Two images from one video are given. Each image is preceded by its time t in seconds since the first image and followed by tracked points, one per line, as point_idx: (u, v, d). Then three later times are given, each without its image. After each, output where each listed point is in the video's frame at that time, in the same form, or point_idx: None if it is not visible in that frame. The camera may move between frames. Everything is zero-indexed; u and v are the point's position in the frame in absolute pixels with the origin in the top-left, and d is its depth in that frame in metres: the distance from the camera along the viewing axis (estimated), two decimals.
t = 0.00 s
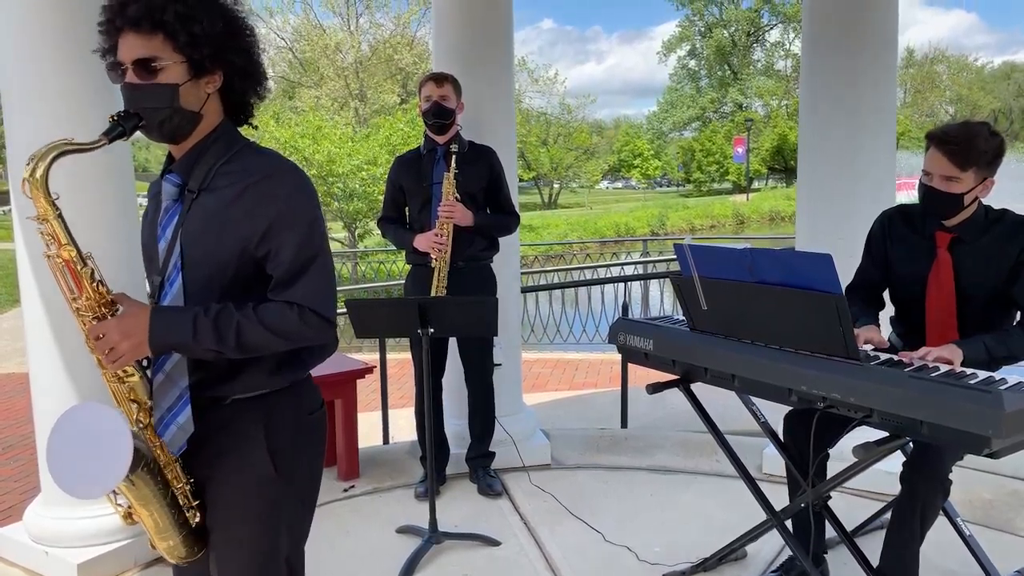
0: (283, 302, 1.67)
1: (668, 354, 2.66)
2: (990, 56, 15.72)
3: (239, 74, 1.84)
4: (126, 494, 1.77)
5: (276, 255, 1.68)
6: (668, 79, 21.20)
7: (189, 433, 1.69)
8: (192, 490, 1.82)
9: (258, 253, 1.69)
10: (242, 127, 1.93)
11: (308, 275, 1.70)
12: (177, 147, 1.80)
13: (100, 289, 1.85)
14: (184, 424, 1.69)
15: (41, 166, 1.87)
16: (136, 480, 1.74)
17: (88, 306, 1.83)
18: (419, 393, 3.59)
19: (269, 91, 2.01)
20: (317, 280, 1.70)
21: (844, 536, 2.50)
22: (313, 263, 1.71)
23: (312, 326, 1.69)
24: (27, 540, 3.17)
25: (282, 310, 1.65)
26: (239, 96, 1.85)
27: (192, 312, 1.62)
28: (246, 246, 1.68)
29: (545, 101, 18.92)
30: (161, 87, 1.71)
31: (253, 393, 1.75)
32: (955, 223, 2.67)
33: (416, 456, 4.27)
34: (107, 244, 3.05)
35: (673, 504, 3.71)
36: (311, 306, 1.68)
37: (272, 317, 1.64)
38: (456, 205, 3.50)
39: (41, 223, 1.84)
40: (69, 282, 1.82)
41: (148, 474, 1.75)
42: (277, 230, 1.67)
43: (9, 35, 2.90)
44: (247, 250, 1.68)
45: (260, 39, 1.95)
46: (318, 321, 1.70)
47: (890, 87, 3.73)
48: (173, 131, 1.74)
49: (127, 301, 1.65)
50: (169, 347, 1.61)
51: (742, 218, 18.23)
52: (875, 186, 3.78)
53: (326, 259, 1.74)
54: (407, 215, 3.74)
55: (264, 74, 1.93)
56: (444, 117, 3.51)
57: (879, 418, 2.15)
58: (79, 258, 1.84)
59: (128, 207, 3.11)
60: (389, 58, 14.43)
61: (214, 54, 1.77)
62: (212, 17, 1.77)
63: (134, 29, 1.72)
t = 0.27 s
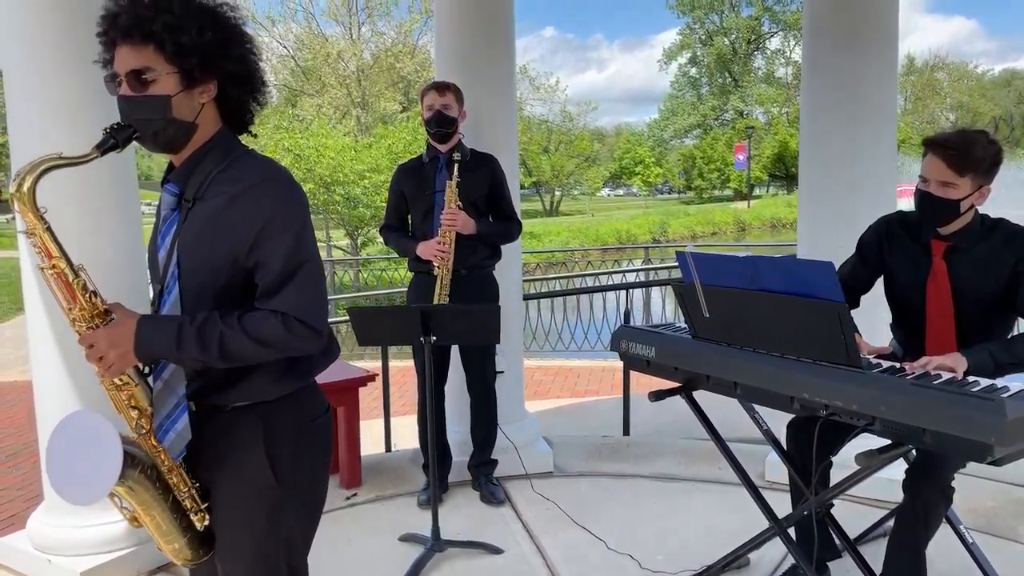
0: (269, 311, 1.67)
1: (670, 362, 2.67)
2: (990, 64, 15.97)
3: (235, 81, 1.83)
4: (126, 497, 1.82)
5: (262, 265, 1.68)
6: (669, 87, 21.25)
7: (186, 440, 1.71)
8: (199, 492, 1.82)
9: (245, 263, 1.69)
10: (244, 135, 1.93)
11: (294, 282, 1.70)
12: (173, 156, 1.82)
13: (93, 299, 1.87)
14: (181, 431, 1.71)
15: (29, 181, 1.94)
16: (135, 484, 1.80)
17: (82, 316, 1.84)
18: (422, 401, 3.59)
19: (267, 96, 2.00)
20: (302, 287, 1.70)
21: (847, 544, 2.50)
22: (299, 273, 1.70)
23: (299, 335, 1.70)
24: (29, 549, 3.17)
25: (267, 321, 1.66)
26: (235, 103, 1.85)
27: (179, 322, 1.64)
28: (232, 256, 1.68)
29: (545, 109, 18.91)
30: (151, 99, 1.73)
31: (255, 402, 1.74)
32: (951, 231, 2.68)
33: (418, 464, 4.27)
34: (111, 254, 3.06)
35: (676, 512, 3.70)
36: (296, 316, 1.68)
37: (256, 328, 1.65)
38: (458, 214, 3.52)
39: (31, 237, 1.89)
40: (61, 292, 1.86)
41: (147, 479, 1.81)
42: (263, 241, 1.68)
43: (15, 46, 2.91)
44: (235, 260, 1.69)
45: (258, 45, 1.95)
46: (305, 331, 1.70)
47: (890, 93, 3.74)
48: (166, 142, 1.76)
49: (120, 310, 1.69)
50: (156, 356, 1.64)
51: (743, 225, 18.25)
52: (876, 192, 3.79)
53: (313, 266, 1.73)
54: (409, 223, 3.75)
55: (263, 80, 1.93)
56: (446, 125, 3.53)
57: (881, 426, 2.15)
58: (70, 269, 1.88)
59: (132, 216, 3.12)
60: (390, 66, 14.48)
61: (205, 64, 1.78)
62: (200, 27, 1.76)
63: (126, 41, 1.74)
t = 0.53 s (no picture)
0: (283, 313, 1.68)
1: (674, 368, 2.66)
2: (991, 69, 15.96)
3: (248, 86, 1.85)
4: (132, 497, 1.79)
5: (275, 267, 1.69)
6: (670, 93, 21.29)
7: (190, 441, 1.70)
8: (198, 493, 1.81)
9: (256, 265, 1.69)
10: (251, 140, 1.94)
11: (305, 283, 1.71)
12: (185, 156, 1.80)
13: (107, 300, 1.84)
14: (185, 433, 1.69)
15: (51, 180, 1.92)
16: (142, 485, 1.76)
17: (97, 318, 1.83)
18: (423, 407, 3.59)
19: (276, 105, 2.02)
20: (315, 287, 1.71)
21: (850, 550, 2.49)
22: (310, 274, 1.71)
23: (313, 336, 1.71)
24: (31, 556, 3.17)
25: (282, 322, 1.66)
26: (246, 108, 1.86)
27: (192, 323, 1.63)
28: (244, 258, 1.69)
29: (546, 115, 18.87)
30: (171, 99, 1.73)
31: (254, 407, 1.74)
32: (948, 238, 2.67)
33: (420, 471, 4.26)
34: (113, 260, 3.07)
35: (678, 518, 3.69)
36: (310, 316, 1.69)
37: (272, 329, 1.66)
38: (460, 220, 3.52)
39: (50, 238, 1.87)
40: (76, 293, 1.84)
41: (153, 479, 1.78)
42: (276, 242, 1.68)
43: (18, 53, 2.92)
44: (244, 262, 1.69)
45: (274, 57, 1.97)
46: (319, 332, 1.71)
47: (891, 98, 3.75)
48: (180, 142, 1.75)
49: (131, 311, 1.69)
50: (169, 357, 1.63)
51: (745, 231, 18.26)
52: (877, 198, 3.79)
53: (324, 266, 1.75)
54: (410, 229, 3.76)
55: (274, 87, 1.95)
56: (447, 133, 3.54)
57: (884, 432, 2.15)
58: (87, 270, 1.87)
59: (134, 222, 3.13)
60: (393, 74, 14.52)
61: (226, 69, 1.80)
62: (223, 33, 1.79)
63: (147, 42, 1.74)
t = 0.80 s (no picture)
0: (303, 318, 1.68)
1: (676, 374, 2.65)
2: (992, 74, 15.99)
3: (257, 96, 1.88)
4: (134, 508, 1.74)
5: (294, 273, 1.69)
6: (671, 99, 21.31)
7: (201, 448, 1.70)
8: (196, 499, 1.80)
9: (273, 270, 1.70)
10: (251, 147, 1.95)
11: (325, 290, 1.71)
12: (189, 164, 1.78)
13: (123, 306, 1.80)
14: (196, 440, 1.69)
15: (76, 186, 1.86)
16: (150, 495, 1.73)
17: (111, 325, 1.77)
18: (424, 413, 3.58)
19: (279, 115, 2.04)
20: (335, 295, 1.72)
21: (852, 557, 2.48)
22: (331, 280, 1.72)
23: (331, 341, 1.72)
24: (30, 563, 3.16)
25: (303, 328, 1.67)
26: (253, 117, 1.89)
27: (214, 329, 1.63)
28: (262, 263, 1.69)
29: (547, 120, 18.72)
30: (185, 105, 1.72)
31: (255, 413, 1.74)
32: (946, 245, 2.66)
33: (421, 477, 4.26)
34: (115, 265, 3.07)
35: (679, 524, 3.68)
36: (330, 322, 1.70)
37: (293, 334, 1.67)
38: (460, 226, 3.52)
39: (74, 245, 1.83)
40: (92, 300, 1.78)
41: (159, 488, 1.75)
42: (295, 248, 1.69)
43: (20, 59, 2.93)
44: (261, 268, 1.69)
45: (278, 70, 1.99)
46: (337, 337, 1.72)
47: (892, 104, 3.75)
48: (190, 148, 1.73)
49: (148, 317, 1.63)
50: (192, 362, 1.62)
51: (746, 237, 18.26)
52: (879, 203, 3.79)
53: (342, 274, 1.75)
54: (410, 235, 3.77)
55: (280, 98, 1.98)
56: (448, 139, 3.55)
57: (885, 438, 2.14)
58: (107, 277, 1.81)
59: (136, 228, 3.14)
60: (394, 79, 14.53)
61: (239, 77, 1.82)
62: (237, 42, 1.83)
63: (162, 47, 1.75)
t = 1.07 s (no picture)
0: (317, 327, 1.70)
1: (676, 379, 2.65)
2: (992, 77, 15.96)
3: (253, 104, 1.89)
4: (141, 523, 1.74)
5: (306, 281, 1.70)
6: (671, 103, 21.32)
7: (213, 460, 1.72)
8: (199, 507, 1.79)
9: (283, 279, 1.70)
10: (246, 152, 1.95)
11: (336, 298, 1.72)
12: (188, 175, 1.78)
13: (133, 318, 1.76)
14: (208, 452, 1.71)
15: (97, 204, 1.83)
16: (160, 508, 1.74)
17: (125, 342, 1.75)
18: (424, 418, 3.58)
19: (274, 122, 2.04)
20: (346, 304, 1.73)
21: (854, 562, 2.48)
22: (341, 288, 1.74)
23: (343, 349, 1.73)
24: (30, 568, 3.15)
25: (317, 337, 1.68)
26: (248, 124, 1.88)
27: (232, 341, 1.62)
28: (273, 272, 1.69)
29: (547, 124, 18.73)
30: (188, 117, 1.71)
31: (258, 419, 1.74)
32: (946, 249, 2.65)
33: (421, 482, 4.25)
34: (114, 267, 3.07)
35: (680, 529, 3.67)
36: (343, 330, 1.72)
37: (309, 343, 1.68)
38: (460, 230, 3.52)
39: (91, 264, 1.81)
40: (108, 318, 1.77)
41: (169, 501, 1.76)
42: (307, 256, 1.70)
43: (20, 62, 2.93)
44: (271, 276, 1.70)
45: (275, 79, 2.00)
46: (349, 344, 1.74)
47: (892, 107, 3.74)
48: (192, 160, 1.72)
49: (162, 333, 1.61)
50: (210, 376, 1.61)
51: (746, 240, 18.26)
52: (879, 205, 3.79)
53: (349, 281, 1.77)
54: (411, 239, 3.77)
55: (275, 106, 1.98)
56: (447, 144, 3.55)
57: (886, 442, 2.13)
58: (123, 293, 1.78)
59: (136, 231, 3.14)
60: (394, 83, 14.54)
61: (238, 85, 1.82)
62: (236, 50, 1.83)
63: (161, 57, 1.74)
